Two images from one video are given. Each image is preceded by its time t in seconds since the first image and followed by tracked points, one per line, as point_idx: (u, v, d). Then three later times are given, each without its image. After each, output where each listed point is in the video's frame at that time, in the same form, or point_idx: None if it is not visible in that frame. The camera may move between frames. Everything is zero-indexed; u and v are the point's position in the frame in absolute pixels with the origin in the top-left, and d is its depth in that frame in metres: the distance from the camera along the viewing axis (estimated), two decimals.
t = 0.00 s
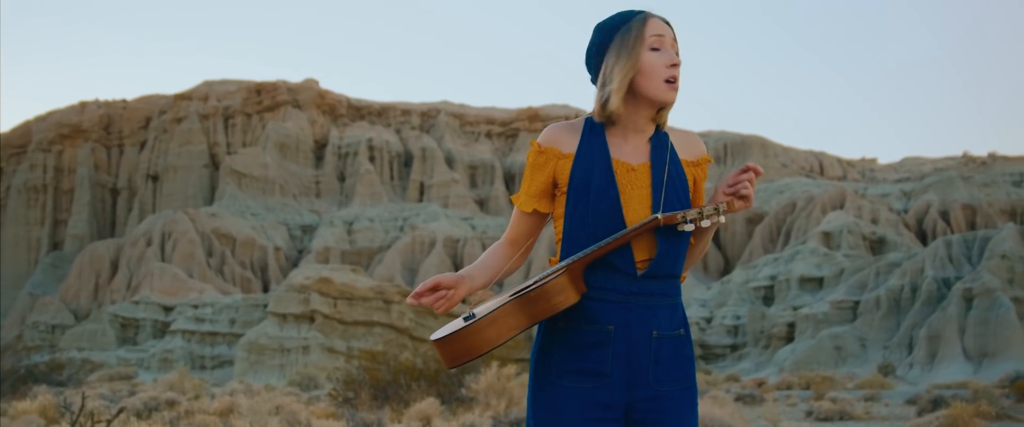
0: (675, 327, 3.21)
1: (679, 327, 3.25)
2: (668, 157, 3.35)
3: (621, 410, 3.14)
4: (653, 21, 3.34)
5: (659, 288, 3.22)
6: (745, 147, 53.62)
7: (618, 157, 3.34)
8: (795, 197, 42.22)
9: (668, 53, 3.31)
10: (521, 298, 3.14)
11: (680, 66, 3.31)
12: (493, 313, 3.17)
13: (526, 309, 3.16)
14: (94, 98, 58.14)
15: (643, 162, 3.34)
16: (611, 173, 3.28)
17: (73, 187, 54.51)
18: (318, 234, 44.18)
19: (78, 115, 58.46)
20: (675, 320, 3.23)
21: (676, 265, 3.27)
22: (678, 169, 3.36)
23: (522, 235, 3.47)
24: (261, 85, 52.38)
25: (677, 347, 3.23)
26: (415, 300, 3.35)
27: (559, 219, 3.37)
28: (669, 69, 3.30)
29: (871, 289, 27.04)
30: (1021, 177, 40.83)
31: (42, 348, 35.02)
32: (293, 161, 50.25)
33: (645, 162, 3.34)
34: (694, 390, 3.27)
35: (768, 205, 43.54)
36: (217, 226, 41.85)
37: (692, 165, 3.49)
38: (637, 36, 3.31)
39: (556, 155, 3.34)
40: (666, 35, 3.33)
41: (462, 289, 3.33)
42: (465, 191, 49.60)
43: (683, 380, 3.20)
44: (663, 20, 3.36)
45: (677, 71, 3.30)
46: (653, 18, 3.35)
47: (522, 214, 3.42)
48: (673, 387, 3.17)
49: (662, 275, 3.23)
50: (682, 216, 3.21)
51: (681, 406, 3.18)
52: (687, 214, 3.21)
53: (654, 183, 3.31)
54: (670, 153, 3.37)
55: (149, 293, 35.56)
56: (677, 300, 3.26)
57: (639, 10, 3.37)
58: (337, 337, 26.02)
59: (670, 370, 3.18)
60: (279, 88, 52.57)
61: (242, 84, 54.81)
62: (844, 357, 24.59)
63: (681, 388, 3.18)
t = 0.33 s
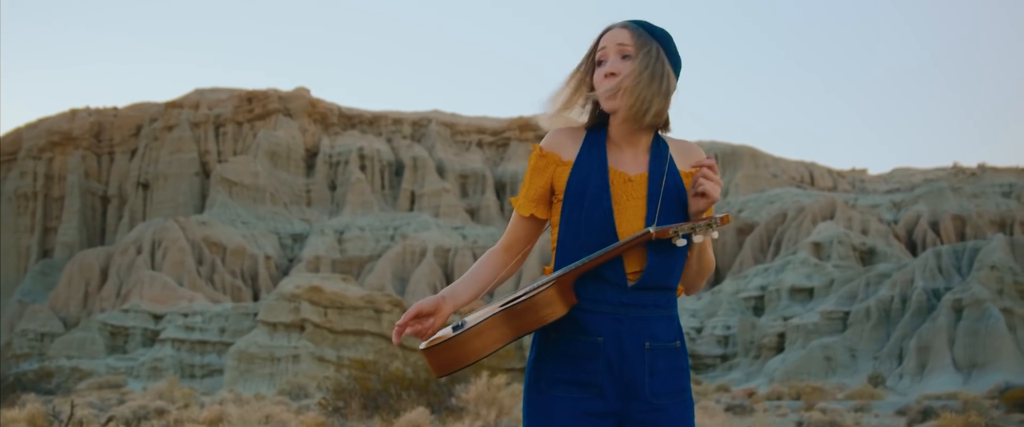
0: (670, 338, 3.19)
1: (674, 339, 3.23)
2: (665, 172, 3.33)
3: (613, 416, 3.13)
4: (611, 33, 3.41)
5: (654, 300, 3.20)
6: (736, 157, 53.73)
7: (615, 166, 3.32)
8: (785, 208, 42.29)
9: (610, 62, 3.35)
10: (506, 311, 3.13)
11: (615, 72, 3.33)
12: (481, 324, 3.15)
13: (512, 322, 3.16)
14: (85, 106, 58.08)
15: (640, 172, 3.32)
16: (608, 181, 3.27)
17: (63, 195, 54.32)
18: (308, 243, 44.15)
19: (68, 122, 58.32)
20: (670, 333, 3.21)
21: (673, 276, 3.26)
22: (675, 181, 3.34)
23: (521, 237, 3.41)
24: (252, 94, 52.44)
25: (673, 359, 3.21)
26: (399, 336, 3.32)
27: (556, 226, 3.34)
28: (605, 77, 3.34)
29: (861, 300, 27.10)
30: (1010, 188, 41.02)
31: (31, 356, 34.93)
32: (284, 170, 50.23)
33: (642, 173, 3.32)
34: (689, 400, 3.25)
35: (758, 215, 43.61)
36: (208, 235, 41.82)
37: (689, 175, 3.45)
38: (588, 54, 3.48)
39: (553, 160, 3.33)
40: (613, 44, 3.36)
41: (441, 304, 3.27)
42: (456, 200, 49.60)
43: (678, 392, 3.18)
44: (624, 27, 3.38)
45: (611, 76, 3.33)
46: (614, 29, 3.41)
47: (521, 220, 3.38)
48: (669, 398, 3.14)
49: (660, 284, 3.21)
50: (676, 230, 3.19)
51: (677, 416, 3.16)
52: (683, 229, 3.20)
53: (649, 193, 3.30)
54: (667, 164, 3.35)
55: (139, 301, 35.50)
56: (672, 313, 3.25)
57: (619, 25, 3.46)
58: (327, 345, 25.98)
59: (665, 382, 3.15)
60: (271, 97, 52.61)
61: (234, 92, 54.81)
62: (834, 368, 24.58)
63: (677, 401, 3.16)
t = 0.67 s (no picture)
0: (641, 342, 2.97)
1: (650, 342, 3.00)
2: (641, 174, 3.10)
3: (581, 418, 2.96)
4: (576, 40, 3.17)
5: (627, 305, 2.99)
6: (726, 160, 53.79)
7: (586, 171, 3.14)
8: (776, 211, 42.38)
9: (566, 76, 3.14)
10: (470, 312, 3.12)
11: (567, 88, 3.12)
12: (445, 324, 3.13)
13: (476, 322, 3.15)
14: (76, 108, 57.94)
15: (615, 177, 3.11)
16: (577, 185, 3.10)
17: (53, 196, 54.12)
18: (299, 244, 44.09)
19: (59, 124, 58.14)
20: (644, 337, 2.98)
21: (657, 280, 3.06)
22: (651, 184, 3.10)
23: (509, 247, 3.32)
24: (243, 95, 52.45)
25: (647, 363, 2.99)
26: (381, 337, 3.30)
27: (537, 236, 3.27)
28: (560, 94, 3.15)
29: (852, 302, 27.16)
30: (999, 191, 41.15)
31: (21, 357, 34.84)
32: (275, 171, 50.20)
33: (617, 177, 3.12)
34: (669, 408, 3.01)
35: (749, 218, 43.69)
36: (198, 236, 41.75)
37: (670, 182, 3.18)
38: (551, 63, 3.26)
39: (530, 169, 3.21)
40: (570, 56, 3.14)
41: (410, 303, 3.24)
42: (447, 202, 49.60)
43: (653, 395, 2.96)
44: (583, 37, 3.14)
45: (563, 91, 3.13)
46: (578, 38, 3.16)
47: (506, 229, 3.30)
48: (641, 403, 2.93)
49: (635, 289, 3.01)
50: (641, 238, 2.96)
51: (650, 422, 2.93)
52: (648, 237, 2.96)
53: (622, 197, 3.10)
54: (645, 168, 3.12)
55: (128, 302, 35.43)
56: (654, 318, 3.02)
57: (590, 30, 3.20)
58: (318, 347, 26.05)
59: (636, 386, 2.94)
60: (262, 98, 52.58)
61: (225, 94, 54.79)
62: (824, 370, 24.64)
63: (650, 403, 2.94)
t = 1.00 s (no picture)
0: (637, 335, 2.94)
1: (650, 336, 2.96)
2: (628, 170, 3.08)
3: (584, 414, 2.96)
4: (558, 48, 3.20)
5: (621, 300, 2.97)
6: (721, 155, 53.76)
7: (580, 172, 3.16)
8: (771, 205, 42.42)
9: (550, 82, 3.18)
10: (468, 312, 3.14)
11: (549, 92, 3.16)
12: (446, 322, 3.16)
13: (474, 322, 3.16)
14: (70, 104, 57.84)
15: (604, 175, 3.12)
16: (569, 184, 3.13)
17: (47, 193, 54.01)
18: (294, 241, 44.09)
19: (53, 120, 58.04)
20: (641, 331, 2.95)
21: (653, 276, 3.02)
22: (639, 178, 3.08)
23: (518, 247, 3.37)
24: (238, 91, 52.39)
25: (646, 358, 2.95)
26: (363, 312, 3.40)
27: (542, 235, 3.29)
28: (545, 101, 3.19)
29: (846, 297, 27.21)
30: (993, 186, 41.22)
31: (16, 355, 34.80)
32: (269, 168, 50.17)
33: (605, 175, 3.12)
34: (673, 402, 2.97)
35: (743, 213, 43.69)
36: (193, 233, 41.69)
37: (660, 175, 3.14)
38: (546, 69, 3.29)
39: (533, 173, 3.29)
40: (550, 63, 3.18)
41: (399, 284, 3.31)
42: (442, 198, 49.54)
43: (651, 390, 2.92)
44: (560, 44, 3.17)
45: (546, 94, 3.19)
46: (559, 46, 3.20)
47: (515, 231, 3.36)
48: (638, 397, 2.90)
49: (628, 285, 2.98)
50: (622, 235, 2.93)
51: (646, 419, 2.90)
52: (629, 234, 2.93)
53: (608, 196, 3.09)
54: (635, 162, 3.10)
55: (123, 299, 35.42)
56: (653, 312, 2.98)
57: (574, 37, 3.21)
58: (313, 343, 26.08)
59: (634, 380, 2.91)
60: (256, 95, 52.53)
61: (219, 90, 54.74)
62: (819, 365, 24.67)
63: (648, 399, 2.90)
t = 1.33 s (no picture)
0: (635, 331, 2.95)
1: (650, 330, 2.97)
2: (619, 170, 3.08)
3: (589, 410, 2.99)
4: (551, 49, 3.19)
5: (619, 299, 2.99)
6: (716, 150, 53.76)
7: (575, 173, 3.19)
8: (766, 200, 42.42)
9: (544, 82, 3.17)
10: (471, 318, 3.17)
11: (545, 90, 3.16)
12: (454, 327, 3.19)
13: (481, 327, 3.18)
14: (64, 102, 57.71)
15: (597, 175, 3.14)
16: (564, 185, 3.15)
17: (42, 191, 53.83)
18: (290, 237, 44.08)
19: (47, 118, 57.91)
20: (640, 326, 2.96)
21: (650, 273, 3.02)
22: (631, 177, 3.08)
23: (525, 244, 3.42)
24: (232, 88, 52.35)
25: (647, 352, 2.96)
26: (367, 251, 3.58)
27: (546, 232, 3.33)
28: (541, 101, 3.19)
29: (842, 291, 27.23)
30: (988, 179, 41.24)
31: (12, 353, 34.76)
32: (265, 164, 50.12)
33: (598, 174, 3.14)
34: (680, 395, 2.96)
35: (739, 208, 43.67)
36: (188, 230, 41.64)
37: (652, 172, 3.12)
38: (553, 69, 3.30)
39: (534, 172, 3.33)
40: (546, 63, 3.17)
41: (401, 252, 3.48)
42: (438, 194, 49.52)
43: (652, 382, 2.92)
44: (556, 43, 3.17)
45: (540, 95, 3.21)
46: (553, 45, 3.18)
47: (518, 226, 3.40)
48: (639, 391, 2.91)
49: (623, 284, 3.00)
50: (609, 237, 2.95)
51: (648, 416, 2.90)
52: (615, 236, 2.94)
53: (600, 198, 3.11)
54: (626, 161, 3.10)
55: (118, 297, 35.36)
56: (653, 307, 2.99)
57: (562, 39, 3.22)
58: (309, 340, 26.18)
59: (635, 374, 2.93)
60: (250, 91, 52.52)
61: (213, 87, 54.70)
62: (815, 359, 24.63)
63: (651, 392, 2.91)
